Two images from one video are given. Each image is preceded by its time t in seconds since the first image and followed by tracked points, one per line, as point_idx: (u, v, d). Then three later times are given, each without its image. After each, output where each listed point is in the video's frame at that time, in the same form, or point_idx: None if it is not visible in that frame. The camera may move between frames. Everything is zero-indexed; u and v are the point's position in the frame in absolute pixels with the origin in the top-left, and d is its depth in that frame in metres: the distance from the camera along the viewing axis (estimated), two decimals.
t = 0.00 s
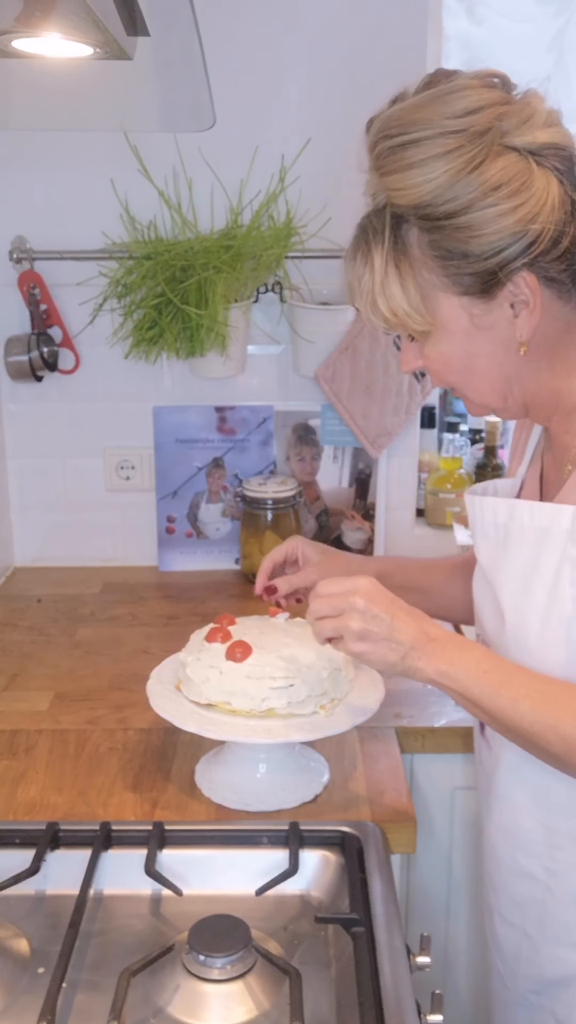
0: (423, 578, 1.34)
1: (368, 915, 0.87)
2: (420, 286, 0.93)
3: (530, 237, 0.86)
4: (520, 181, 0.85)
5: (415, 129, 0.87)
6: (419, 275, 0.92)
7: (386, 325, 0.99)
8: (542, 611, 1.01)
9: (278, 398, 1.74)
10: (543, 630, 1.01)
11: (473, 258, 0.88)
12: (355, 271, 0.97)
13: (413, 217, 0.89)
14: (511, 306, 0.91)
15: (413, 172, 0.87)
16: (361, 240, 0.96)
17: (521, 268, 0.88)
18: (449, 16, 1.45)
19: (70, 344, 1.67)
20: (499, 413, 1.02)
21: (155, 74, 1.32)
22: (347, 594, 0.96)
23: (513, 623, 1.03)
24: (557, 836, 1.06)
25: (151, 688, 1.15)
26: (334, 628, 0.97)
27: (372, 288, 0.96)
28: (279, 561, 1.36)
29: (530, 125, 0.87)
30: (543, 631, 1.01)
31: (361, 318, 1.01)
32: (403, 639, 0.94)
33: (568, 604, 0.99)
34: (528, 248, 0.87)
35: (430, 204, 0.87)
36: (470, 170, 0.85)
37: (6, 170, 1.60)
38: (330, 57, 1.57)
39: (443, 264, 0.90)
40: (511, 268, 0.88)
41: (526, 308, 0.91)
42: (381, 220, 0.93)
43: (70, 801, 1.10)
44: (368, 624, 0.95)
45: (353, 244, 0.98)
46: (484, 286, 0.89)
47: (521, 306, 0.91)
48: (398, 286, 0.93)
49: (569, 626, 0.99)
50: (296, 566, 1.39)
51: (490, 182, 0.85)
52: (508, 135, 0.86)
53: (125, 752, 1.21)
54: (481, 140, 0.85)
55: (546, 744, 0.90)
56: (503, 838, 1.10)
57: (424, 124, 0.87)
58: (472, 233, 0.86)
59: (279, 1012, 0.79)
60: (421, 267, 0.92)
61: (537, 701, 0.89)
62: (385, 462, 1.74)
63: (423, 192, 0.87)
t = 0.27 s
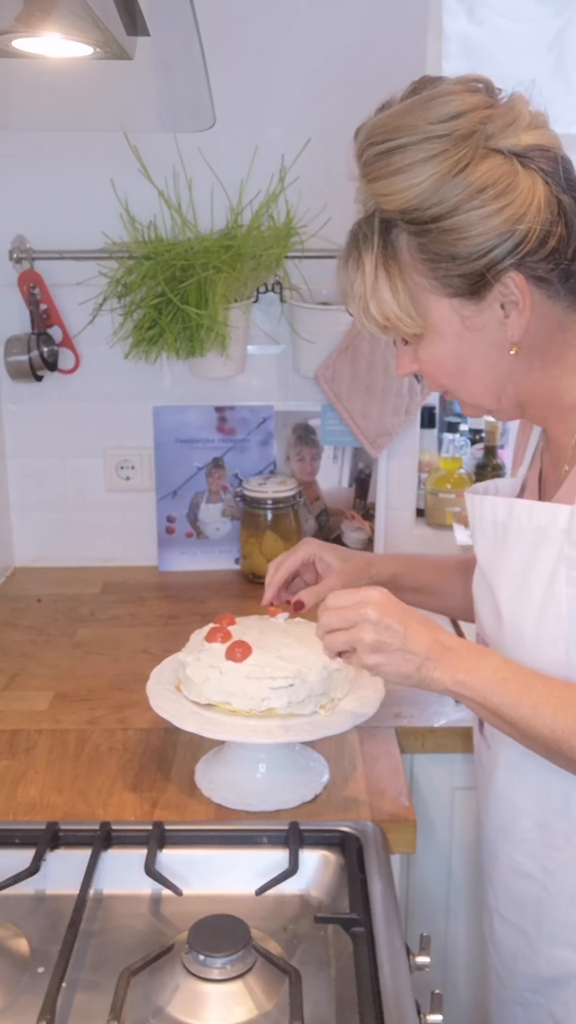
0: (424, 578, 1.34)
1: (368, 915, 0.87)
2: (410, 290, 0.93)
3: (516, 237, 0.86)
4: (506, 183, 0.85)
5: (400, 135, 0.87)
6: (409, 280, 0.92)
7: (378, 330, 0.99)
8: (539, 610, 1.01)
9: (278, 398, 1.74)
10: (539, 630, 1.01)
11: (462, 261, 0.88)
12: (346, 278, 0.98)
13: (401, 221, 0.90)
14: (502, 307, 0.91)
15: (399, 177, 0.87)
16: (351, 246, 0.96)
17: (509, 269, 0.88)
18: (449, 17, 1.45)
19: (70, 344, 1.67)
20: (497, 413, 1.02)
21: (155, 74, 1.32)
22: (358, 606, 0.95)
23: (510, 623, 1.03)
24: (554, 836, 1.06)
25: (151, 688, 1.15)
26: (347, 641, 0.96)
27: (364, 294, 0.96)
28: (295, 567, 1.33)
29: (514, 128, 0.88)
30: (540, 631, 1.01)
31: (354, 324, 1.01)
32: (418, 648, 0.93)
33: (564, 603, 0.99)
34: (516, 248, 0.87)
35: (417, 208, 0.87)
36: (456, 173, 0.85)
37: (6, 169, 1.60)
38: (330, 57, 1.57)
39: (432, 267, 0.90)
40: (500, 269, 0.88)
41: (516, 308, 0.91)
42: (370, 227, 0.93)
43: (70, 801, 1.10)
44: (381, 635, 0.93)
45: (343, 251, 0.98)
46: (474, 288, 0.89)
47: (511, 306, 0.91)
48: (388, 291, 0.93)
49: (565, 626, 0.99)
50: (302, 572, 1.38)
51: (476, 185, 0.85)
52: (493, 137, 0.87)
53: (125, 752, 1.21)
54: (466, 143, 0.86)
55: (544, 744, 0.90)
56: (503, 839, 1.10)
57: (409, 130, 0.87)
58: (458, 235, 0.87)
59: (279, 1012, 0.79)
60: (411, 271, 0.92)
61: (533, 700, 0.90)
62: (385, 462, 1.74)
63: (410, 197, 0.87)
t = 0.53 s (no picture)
0: (422, 575, 1.35)
1: (368, 915, 0.87)
2: (407, 291, 0.93)
3: (512, 237, 0.86)
4: (502, 183, 0.85)
5: (395, 136, 0.87)
6: (406, 280, 0.92)
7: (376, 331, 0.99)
8: (537, 610, 1.01)
9: (278, 398, 1.74)
10: (538, 630, 1.01)
11: (458, 261, 0.88)
12: (343, 280, 0.97)
13: (397, 222, 0.90)
14: (499, 306, 0.91)
15: (395, 178, 0.87)
16: (348, 248, 0.96)
17: (505, 268, 0.88)
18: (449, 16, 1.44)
19: (70, 344, 1.67)
20: (497, 413, 1.02)
21: (155, 74, 1.32)
22: (363, 607, 0.95)
23: (508, 623, 1.03)
24: (554, 836, 1.06)
25: (151, 688, 1.15)
26: (352, 641, 0.96)
27: (361, 295, 0.96)
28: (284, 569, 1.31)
29: (509, 128, 0.88)
30: (538, 631, 1.01)
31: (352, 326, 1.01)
32: (423, 649, 0.93)
33: (563, 604, 0.99)
34: (512, 248, 0.87)
35: (413, 209, 0.87)
36: (451, 173, 0.85)
37: (6, 169, 1.60)
38: (330, 57, 1.57)
39: (428, 268, 0.89)
40: (496, 269, 0.88)
41: (514, 308, 0.91)
42: (366, 228, 0.93)
43: (69, 801, 1.10)
44: (386, 636, 0.93)
45: (340, 253, 0.98)
46: (470, 288, 0.89)
47: (508, 306, 0.91)
48: (385, 292, 0.93)
49: (564, 627, 0.99)
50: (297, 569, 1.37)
51: (472, 184, 0.85)
52: (488, 137, 0.87)
53: (125, 752, 1.21)
54: (460, 144, 0.86)
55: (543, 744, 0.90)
56: (502, 839, 1.10)
57: (404, 131, 0.87)
58: (455, 234, 0.86)
59: (279, 1012, 0.79)
60: (408, 272, 0.92)
61: (536, 701, 0.90)
62: (385, 461, 1.74)
63: (405, 197, 0.87)
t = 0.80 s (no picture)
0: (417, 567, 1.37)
1: (368, 915, 0.87)
2: (403, 294, 0.93)
3: (510, 239, 0.86)
4: (498, 185, 0.85)
5: (391, 139, 0.87)
6: (403, 282, 0.92)
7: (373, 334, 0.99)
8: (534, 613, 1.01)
9: (278, 398, 1.74)
10: (535, 633, 1.01)
11: (455, 263, 0.87)
12: (339, 282, 0.97)
13: (393, 225, 0.89)
14: (496, 308, 0.91)
15: (391, 181, 0.87)
16: (344, 251, 0.96)
17: (503, 270, 0.88)
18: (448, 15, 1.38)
19: (70, 344, 1.67)
20: (496, 413, 1.02)
21: (154, 74, 1.31)
22: (366, 615, 0.94)
23: (505, 624, 1.03)
24: (553, 837, 1.06)
25: (151, 688, 1.15)
26: (355, 651, 0.95)
27: (357, 298, 0.95)
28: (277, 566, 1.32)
29: (505, 130, 0.88)
30: (536, 633, 1.01)
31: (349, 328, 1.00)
32: (427, 657, 0.92)
33: (561, 607, 0.99)
34: (509, 250, 0.87)
35: (410, 211, 0.87)
36: (448, 175, 0.85)
37: (6, 169, 1.60)
38: (330, 57, 1.57)
39: (426, 270, 0.89)
40: (494, 270, 0.87)
41: (511, 309, 0.90)
42: (362, 231, 0.93)
43: (70, 801, 1.10)
44: (389, 644, 0.92)
45: (335, 256, 0.98)
46: (467, 290, 0.89)
47: (506, 307, 0.91)
48: (382, 294, 0.93)
49: (561, 630, 0.99)
50: (291, 566, 1.37)
51: (468, 187, 0.85)
52: (484, 139, 0.87)
53: (125, 752, 1.21)
54: (457, 146, 0.86)
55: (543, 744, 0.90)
56: (502, 839, 1.10)
57: (400, 133, 0.87)
58: (452, 237, 0.86)
59: (279, 1012, 0.79)
60: (404, 274, 0.92)
61: (539, 703, 0.90)
62: (385, 462, 1.75)
63: (402, 200, 0.87)
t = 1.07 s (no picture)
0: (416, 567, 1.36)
1: (368, 915, 0.88)
2: (406, 293, 0.93)
3: (513, 238, 0.86)
4: (502, 184, 0.85)
5: (395, 138, 0.87)
6: (406, 282, 0.92)
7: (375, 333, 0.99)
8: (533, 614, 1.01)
9: (278, 398, 1.74)
10: (534, 634, 1.01)
11: (458, 263, 0.87)
12: (341, 281, 0.97)
13: (396, 224, 0.89)
14: (500, 308, 0.91)
15: (394, 180, 0.87)
16: (346, 249, 0.96)
17: (506, 270, 0.88)
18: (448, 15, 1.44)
19: (70, 344, 1.67)
20: (496, 414, 1.02)
21: (154, 74, 1.31)
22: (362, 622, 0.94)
23: (504, 625, 1.03)
24: (553, 837, 1.06)
25: (151, 688, 1.15)
26: (354, 657, 0.95)
27: (359, 297, 0.96)
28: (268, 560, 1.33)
29: (510, 128, 0.88)
30: (534, 635, 1.01)
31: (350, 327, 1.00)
32: (424, 660, 0.92)
33: (558, 609, 0.99)
34: (512, 249, 0.87)
35: (413, 211, 0.87)
36: (451, 175, 0.85)
37: (6, 169, 1.60)
38: (330, 57, 1.57)
39: (429, 270, 0.89)
40: (497, 270, 0.88)
41: (514, 310, 0.91)
42: (365, 230, 0.93)
43: (70, 801, 1.10)
44: (389, 651, 0.93)
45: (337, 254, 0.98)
46: (470, 290, 0.89)
47: (509, 308, 0.91)
48: (384, 293, 0.93)
49: (560, 631, 0.99)
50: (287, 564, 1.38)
51: (472, 186, 0.85)
52: (488, 138, 0.87)
53: (125, 752, 1.21)
54: (460, 145, 0.86)
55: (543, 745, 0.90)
56: (502, 839, 1.10)
57: (403, 132, 0.87)
58: (455, 236, 0.86)
59: (279, 1012, 0.80)
60: (407, 274, 0.92)
61: (537, 704, 0.90)
62: (385, 462, 1.75)
63: (405, 199, 0.87)
